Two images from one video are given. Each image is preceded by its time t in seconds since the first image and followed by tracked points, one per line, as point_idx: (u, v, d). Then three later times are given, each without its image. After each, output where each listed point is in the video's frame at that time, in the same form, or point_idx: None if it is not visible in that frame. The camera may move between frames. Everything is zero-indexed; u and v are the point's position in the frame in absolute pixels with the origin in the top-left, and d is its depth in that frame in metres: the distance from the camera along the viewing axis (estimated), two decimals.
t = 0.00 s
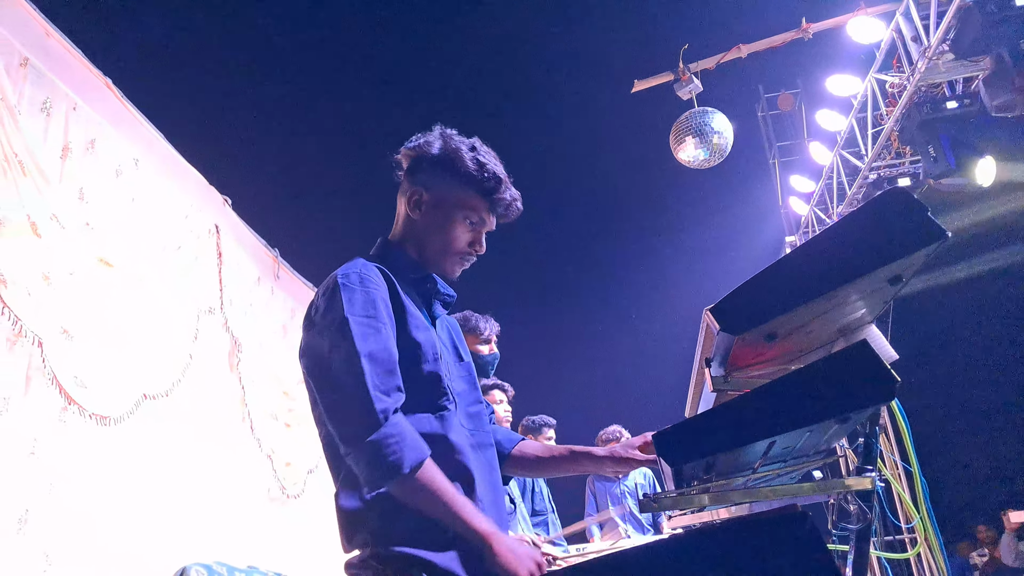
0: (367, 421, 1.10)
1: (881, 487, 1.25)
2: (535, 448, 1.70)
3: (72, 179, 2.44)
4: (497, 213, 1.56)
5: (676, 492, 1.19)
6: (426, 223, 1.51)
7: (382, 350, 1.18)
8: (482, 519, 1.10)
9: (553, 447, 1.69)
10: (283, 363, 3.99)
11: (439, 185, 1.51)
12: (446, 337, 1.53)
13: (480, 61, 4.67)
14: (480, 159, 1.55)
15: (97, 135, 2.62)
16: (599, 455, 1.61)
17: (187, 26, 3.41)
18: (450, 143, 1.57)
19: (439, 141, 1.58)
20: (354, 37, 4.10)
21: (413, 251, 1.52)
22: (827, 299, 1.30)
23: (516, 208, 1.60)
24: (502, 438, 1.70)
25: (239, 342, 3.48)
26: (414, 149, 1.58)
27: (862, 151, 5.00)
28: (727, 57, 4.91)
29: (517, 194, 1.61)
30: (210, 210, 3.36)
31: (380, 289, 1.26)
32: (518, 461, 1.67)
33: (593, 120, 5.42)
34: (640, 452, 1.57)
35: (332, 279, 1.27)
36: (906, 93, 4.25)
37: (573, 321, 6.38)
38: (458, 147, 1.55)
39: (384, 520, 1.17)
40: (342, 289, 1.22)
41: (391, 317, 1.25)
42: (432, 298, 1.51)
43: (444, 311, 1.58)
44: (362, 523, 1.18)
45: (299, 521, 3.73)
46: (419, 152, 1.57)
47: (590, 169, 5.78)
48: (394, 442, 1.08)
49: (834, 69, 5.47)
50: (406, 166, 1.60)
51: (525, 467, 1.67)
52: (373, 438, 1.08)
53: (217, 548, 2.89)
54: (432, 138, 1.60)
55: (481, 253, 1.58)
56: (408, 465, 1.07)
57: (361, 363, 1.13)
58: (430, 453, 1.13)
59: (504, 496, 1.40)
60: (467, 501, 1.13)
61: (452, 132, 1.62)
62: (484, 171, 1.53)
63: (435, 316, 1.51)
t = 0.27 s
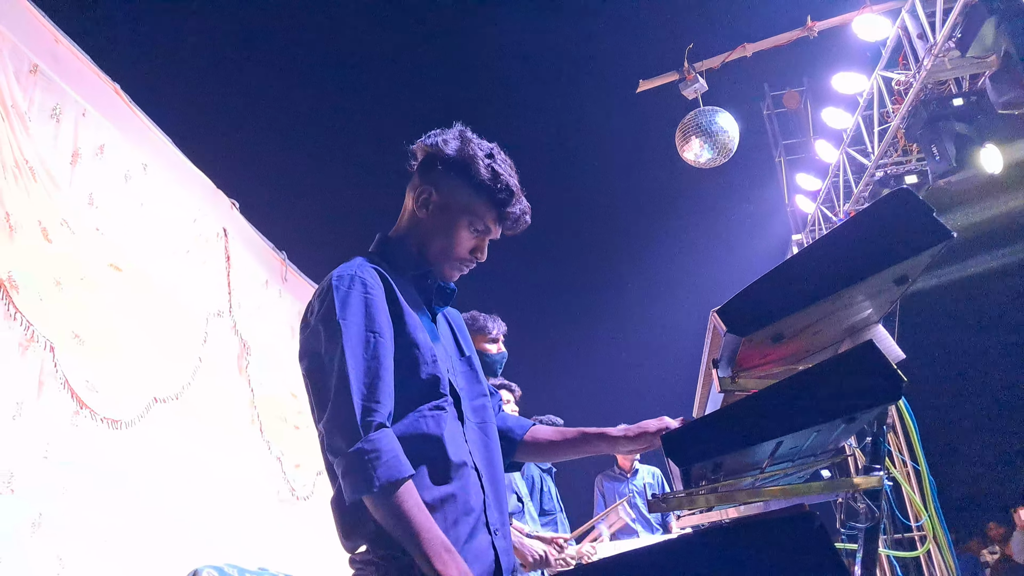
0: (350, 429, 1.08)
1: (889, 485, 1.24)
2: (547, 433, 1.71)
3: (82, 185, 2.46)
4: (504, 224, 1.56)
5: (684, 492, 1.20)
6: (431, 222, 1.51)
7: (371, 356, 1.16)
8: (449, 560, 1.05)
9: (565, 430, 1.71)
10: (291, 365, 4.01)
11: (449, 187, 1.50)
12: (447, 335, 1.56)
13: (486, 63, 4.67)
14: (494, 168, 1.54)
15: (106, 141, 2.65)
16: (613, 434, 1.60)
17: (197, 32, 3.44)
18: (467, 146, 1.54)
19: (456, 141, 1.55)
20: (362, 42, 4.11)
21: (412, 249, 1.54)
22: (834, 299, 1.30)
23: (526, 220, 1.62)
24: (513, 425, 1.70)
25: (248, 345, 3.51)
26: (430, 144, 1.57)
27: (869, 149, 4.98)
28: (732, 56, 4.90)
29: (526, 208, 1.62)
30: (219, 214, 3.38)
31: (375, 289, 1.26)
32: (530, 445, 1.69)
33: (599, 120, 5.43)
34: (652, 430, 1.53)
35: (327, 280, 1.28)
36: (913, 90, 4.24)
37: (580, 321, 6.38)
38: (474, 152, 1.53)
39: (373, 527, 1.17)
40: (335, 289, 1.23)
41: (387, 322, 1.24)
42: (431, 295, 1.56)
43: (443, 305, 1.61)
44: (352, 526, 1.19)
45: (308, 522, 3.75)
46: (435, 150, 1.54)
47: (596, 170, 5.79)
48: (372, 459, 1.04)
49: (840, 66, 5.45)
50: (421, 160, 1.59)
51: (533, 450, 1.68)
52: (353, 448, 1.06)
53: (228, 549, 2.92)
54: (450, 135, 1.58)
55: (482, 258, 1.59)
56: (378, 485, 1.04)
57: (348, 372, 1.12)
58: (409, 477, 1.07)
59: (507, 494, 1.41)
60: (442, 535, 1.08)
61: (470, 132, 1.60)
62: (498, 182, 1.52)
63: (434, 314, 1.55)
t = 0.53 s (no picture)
0: (349, 434, 1.10)
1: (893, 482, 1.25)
2: (550, 442, 1.72)
3: (85, 191, 2.47)
4: (506, 226, 1.56)
5: (690, 491, 1.21)
6: (431, 225, 1.53)
7: (367, 362, 1.17)
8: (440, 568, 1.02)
9: (569, 440, 1.70)
10: (296, 368, 4.02)
11: (448, 189, 1.51)
12: (455, 337, 1.57)
13: (487, 65, 4.68)
14: (492, 168, 1.55)
15: (109, 147, 2.66)
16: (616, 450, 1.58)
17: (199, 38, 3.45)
18: (465, 148, 1.56)
19: (455, 143, 1.57)
20: (364, 46, 4.12)
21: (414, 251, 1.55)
22: (835, 298, 1.32)
23: (526, 223, 1.61)
24: (517, 432, 1.73)
25: (253, 348, 3.52)
26: (429, 148, 1.59)
27: (869, 146, 4.99)
28: (732, 55, 4.91)
29: (528, 207, 1.61)
30: (222, 218, 3.39)
31: (371, 295, 1.28)
32: (534, 452, 1.70)
33: (600, 121, 5.44)
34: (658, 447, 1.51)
35: (326, 288, 1.30)
36: (911, 87, 4.24)
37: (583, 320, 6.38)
38: (472, 154, 1.55)
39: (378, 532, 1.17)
40: (332, 297, 1.25)
41: (385, 327, 1.25)
42: (436, 298, 1.54)
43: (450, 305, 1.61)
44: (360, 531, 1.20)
45: (314, 525, 3.76)
46: (434, 153, 1.56)
47: (598, 170, 5.80)
48: (367, 464, 1.06)
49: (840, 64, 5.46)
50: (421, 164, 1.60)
51: (538, 458, 1.69)
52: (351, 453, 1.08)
53: (235, 552, 2.93)
54: (448, 138, 1.60)
55: (484, 260, 1.60)
56: (369, 488, 1.04)
57: (345, 377, 1.14)
58: (400, 482, 1.06)
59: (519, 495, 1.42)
60: (435, 545, 1.05)
61: (469, 135, 1.62)
62: (496, 182, 1.53)
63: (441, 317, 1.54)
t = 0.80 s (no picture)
0: (367, 443, 1.10)
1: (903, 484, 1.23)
2: (563, 445, 1.71)
3: (90, 195, 2.47)
4: (516, 242, 1.57)
5: (697, 494, 1.21)
6: (442, 239, 1.53)
7: (383, 372, 1.18)
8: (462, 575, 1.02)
9: (581, 443, 1.70)
10: (300, 371, 4.02)
11: (461, 205, 1.52)
12: (464, 346, 1.57)
13: (489, 66, 4.69)
14: (506, 186, 1.55)
15: (113, 150, 2.66)
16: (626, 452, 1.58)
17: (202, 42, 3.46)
18: (479, 163, 1.56)
19: (469, 158, 1.58)
20: (367, 48, 4.12)
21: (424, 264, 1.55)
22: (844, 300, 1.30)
23: (536, 238, 1.60)
24: (530, 437, 1.73)
25: (256, 351, 3.52)
26: (443, 162, 1.59)
27: (874, 143, 4.95)
28: (735, 53, 4.89)
29: (538, 226, 1.61)
30: (225, 221, 3.39)
31: (386, 305, 1.27)
32: (547, 456, 1.69)
33: (603, 120, 5.43)
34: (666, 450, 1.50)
35: (339, 299, 1.29)
36: (916, 85, 4.19)
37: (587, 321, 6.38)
38: (486, 170, 1.55)
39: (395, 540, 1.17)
40: (346, 308, 1.24)
41: (400, 336, 1.26)
42: (446, 310, 1.54)
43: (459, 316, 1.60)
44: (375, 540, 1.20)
45: (319, 528, 3.75)
46: (447, 167, 1.56)
47: (601, 170, 5.79)
48: (386, 473, 1.05)
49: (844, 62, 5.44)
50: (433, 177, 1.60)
51: (550, 462, 1.68)
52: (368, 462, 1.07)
53: (241, 555, 2.93)
54: (462, 153, 1.60)
55: (491, 275, 1.60)
56: (390, 497, 1.04)
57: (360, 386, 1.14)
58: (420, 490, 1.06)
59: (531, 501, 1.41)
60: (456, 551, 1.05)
61: (483, 149, 1.62)
62: (509, 200, 1.54)
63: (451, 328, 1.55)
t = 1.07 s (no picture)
0: (386, 445, 1.14)
1: (907, 493, 1.24)
2: (564, 455, 1.71)
3: (98, 192, 2.49)
4: (528, 252, 1.59)
5: (701, 500, 1.19)
6: (456, 249, 1.56)
7: (401, 376, 1.21)
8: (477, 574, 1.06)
9: (580, 452, 1.71)
10: (303, 370, 4.02)
11: (476, 215, 1.54)
12: (475, 351, 1.58)
13: (497, 69, 4.70)
14: (519, 197, 1.57)
15: (121, 147, 2.67)
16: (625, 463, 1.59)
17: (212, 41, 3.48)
18: (494, 175, 1.58)
19: (484, 169, 1.59)
20: (374, 49, 4.14)
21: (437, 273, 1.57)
22: (850, 307, 1.30)
23: (547, 250, 1.62)
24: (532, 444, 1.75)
25: (260, 350, 3.53)
26: (458, 172, 1.61)
27: (880, 151, 4.90)
28: (743, 59, 4.89)
29: (550, 236, 1.63)
30: (231, 219, 3.40)
31: (405, 310, 1.30)
32: (549, 464, 1.70)
33: (609, 125, 5.43)
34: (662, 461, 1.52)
35: (359, 303, 1.32)
36: (924, 93, 4.19)
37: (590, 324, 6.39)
38: (500, 181, 1.57)
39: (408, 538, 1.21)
40: (365, 313, 1.27)
41: (418, 340, 1.29)
42: (461, 313, 1.57)
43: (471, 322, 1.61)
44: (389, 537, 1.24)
45: (320, 527, 3.76)
46: (462, 178, 1.59)
47: (606, 174, 5.79)
48: (404, 474, 1.09)
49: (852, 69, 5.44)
50: (449, 188, 1.63)
51: (550, 470, 1.70)
52: (386, 463, 1.11)
53: (241, 553, 2.93)
54: (477, 164, 1.62)
55: (504, 284, 1.63)
56: (409, 497, 1.08)
57: (380, 390, 1.18)
58: (438, 490, 1.10)
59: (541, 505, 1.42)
60: (471, 550, 1.09)
61: (497, 161, 1.63)
62: (523, 211, 1.55)
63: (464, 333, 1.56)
